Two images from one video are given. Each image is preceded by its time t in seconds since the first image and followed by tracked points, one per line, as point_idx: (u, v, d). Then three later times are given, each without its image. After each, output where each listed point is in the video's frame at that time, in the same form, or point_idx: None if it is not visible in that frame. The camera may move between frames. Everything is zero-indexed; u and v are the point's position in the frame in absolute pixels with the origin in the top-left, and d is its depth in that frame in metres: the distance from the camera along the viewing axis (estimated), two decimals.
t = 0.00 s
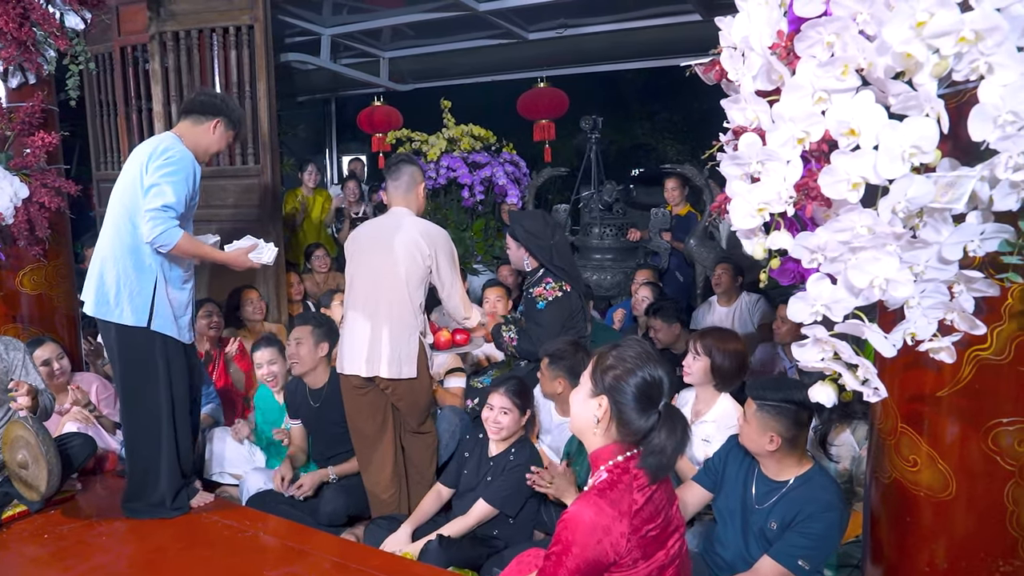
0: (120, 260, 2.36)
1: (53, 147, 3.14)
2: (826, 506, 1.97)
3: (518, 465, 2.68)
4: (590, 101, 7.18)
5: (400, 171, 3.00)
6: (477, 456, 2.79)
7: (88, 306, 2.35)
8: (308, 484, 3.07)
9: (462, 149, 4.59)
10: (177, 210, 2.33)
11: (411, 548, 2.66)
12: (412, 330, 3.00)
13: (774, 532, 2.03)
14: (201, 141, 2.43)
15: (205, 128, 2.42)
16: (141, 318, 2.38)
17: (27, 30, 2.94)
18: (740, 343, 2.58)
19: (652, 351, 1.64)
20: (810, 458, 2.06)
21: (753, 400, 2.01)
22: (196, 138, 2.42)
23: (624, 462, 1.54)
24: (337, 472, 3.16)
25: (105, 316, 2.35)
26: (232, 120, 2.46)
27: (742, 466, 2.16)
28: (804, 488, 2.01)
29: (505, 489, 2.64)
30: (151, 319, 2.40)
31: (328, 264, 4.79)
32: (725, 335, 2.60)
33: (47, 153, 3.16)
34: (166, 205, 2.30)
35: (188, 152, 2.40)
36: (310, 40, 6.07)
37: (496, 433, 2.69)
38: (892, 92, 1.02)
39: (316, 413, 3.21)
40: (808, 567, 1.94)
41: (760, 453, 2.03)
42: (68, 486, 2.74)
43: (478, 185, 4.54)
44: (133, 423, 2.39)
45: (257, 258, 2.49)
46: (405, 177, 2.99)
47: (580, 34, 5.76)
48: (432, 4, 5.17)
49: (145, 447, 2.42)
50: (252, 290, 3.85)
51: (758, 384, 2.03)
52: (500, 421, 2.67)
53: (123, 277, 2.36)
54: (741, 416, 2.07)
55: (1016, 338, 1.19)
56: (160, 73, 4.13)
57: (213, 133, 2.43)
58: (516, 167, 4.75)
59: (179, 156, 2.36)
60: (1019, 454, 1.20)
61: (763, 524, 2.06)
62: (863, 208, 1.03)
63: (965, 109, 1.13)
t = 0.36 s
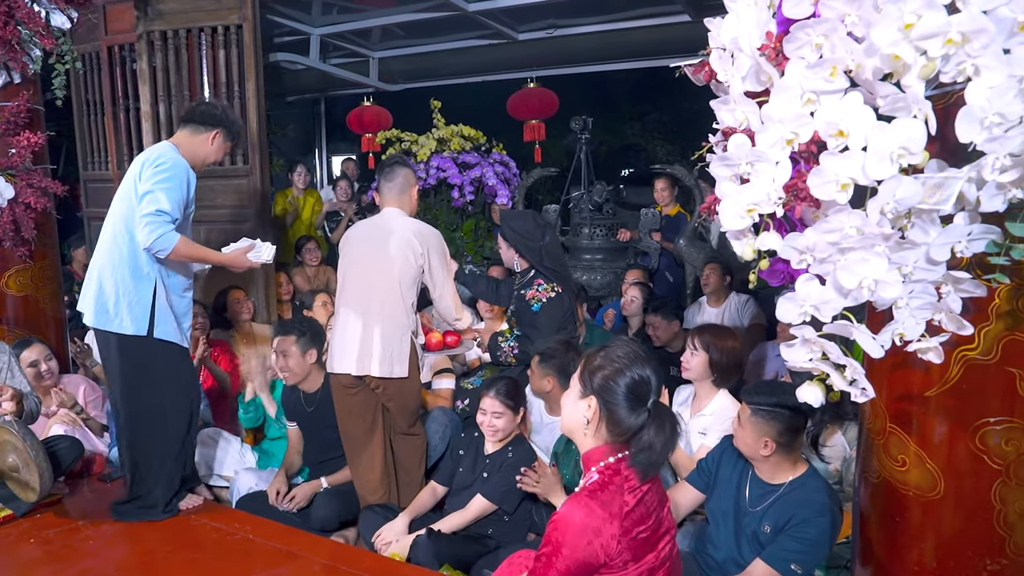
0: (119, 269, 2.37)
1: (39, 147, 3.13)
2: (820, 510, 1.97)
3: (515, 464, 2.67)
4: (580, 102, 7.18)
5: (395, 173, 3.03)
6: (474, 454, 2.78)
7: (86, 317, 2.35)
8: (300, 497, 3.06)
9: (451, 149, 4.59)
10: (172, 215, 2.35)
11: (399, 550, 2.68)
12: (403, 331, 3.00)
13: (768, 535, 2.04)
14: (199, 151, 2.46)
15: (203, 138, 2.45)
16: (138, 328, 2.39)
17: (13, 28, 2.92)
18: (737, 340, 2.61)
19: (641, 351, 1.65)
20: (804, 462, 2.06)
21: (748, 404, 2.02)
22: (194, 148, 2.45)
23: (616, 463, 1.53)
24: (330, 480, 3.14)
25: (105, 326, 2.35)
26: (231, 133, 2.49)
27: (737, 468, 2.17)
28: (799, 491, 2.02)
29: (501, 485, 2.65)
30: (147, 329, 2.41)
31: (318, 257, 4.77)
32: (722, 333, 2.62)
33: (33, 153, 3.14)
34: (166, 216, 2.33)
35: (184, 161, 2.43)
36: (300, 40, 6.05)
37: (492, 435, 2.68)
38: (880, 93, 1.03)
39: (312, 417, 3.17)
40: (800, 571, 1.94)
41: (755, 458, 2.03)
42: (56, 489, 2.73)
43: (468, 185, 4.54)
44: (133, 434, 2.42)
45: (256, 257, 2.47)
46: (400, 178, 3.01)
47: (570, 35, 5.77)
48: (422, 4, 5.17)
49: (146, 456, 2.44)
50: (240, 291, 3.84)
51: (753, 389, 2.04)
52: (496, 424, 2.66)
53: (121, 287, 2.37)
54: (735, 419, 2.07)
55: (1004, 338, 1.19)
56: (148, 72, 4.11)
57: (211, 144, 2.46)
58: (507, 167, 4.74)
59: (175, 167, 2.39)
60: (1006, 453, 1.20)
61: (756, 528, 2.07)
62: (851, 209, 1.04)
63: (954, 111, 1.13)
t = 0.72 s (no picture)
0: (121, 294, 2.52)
1: (26, 149, 3.12)
2: (808, 509, 1.99)
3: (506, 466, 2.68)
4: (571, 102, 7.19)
5: (387, 179, 3.04)
6: (451, 463, 2.78)
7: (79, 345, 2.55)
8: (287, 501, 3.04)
9: (442, 150, 4.59)
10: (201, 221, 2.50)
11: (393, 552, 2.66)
12: (396, 332, 3.01)
13: (756, 535, 2.05)
14: (199, 180, 2.58)
15: (200, 168, 2.57)
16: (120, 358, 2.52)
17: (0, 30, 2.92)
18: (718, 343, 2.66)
19: (629, 353, 1.67)
20: (793, 462, 2.07)
21: (737, 404, 2.03)
22: (193, 179, 2.58)
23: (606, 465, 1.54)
24: (319, 486, 3.11)
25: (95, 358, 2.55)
26: (226, 156, 2.59)
27: (726, 468, 2.18)
28: (788, 490, 2.03)
29: (478, 494, 2.65)
30: (130, 359, 2.54)
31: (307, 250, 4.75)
32: (704, 336, 2.67)
33: (20, 154, 3.14)
34: (193, 218, 2.46)
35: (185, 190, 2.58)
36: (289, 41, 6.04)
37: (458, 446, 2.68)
38: (867, 98, 1.03)
39: (304, 421, 3.15)
40: (789, 570, 1.95)
41: (744, 457, 2.04)
42: (44, 493, 2.74)
43: (459, 186, 4.53)
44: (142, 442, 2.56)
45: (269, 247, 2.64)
46: (392, 185, 3.03)
47: (561, 37, 5.77)
48: (412, 5, 5.16)
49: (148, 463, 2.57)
50: (229, 291, 3.82)
51: (743, 389, 2.05)
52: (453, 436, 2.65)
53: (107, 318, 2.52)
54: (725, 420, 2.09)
55: (989, 341, 1.20)
56: (137, 73, 4.10)
57: (208, 172, 2.58)
58: (497, 168, 4.74)
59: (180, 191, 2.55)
60: (991, 453, 1.22)
61: (745, 527, 2.08)
62: (839, 213, 1.05)
63: (938, 115, 1.15)
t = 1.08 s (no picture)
0: (139, 314, 2.65)
1: (17, 151, 3.12)
2: (801, 512, 2.00)
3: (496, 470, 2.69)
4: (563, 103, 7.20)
5: (381, 187, 3.10)
6: (432, 472, 2.77)
7: (84, 357, 2.67)
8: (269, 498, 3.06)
9: (434, 152, 4.60)
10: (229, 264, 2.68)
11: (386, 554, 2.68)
12: (392, 333, 3.04)
13: (749, 538, 2.06)
14: (212, 211, 2.90)
15: (212, 200, 2.88)
16: (120, 369, 2.64)
17: None
18: (698, 349, 2.72)
19: (619, 356, 1.68)
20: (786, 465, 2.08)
21: (730, 410, 2.04)
22: (208, 209, 2.90)
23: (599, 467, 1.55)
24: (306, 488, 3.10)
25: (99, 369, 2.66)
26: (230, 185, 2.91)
27: (719, 469, 2.19)
28: (780, 493, 2.04)
29: (455, 506, 2.64)
30: (130, 370, 2.65)
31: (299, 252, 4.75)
32: (684, 340, 2.74)
33: (11, 156, 3.14)
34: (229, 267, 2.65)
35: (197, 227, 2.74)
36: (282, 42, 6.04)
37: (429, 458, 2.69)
38: (857, 103, 1.05)
39: (298, 426, 3.15)
40: (782, 573, 1.97)
41: (737, 461, 2.06)
42: (35, 497, 2.75)
43: (452, 188, 4.53)
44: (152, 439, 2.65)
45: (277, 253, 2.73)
46: (386, 194, 3.08)
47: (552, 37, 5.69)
48: (406, 6, 5.16)
49: (156, 455, 2.64)
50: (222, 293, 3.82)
51: (735, 394, 2.07)
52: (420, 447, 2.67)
53: (110, 334, 2.64)
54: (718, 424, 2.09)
55: (977, 343, 1.21)
56: (129, 74, 4.09)
57: (218, 204, 2.91)
58: (490, 169, 4.74)
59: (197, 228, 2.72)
60: (980, 454, 1.23)
61: (737, 530, 2.09)
62: (830, 216, 1.06)
63: (927, 120, 1.16)
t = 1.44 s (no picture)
0: (157, 309, 2.73)
1: (14, 152, 3.13)
2: (801, 517, 2.01)
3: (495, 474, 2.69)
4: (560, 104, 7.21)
5: (381, 192, 3.12)
6: (433, 472, 2.77)
7: (99, 356, 2.69)
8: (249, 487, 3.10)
9: (432, 153, 4.57)
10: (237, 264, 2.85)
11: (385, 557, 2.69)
12: (392, 336, 3.04)
13: (748, 542, 2.07)
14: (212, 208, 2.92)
15: (213, 199, 2.91)
16: (148, 367, 2.71)
17: None
18: (691, 350, 2.74)
19: (616, 355, 1.69)
20: (785, 469, 2.09)
21: (733, 415, 2.04)
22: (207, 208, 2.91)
23: (598, 468, 1.56)
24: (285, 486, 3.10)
25: (119, 369, 2.69)
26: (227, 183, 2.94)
27: (718, 472, 2.20)
28: (781, 496, 2.05)
29: (456, 508, 2.64)
30: (158, 367, 2.73)
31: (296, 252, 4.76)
32: (676, 343, 2.75)
33: (8, 158, 3.15)
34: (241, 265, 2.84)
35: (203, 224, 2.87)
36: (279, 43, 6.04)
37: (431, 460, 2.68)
38: (854, 106, 1.05)
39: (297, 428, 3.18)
40: None
41: (740, 466, 2.06)
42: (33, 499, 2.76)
43: (449, 189, 4.53)
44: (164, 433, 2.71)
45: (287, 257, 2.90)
46: (386, 201, 3.10)
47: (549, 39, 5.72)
48: (403, 7, 5.16)
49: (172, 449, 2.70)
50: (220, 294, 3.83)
51: (737, 398, 2.07)
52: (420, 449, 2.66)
53: (129, 331, 2.69)
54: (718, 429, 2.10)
55: (973, 344, 1.22)
56: (125, 74, 4.09)
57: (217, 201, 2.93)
58: (487, 170, 4.75)
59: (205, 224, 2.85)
60: (975, 455, 1.24)
61: (737, 535, 2.10)
62: (827, 219, 1.06)
63: (923, 123, 1.16)
